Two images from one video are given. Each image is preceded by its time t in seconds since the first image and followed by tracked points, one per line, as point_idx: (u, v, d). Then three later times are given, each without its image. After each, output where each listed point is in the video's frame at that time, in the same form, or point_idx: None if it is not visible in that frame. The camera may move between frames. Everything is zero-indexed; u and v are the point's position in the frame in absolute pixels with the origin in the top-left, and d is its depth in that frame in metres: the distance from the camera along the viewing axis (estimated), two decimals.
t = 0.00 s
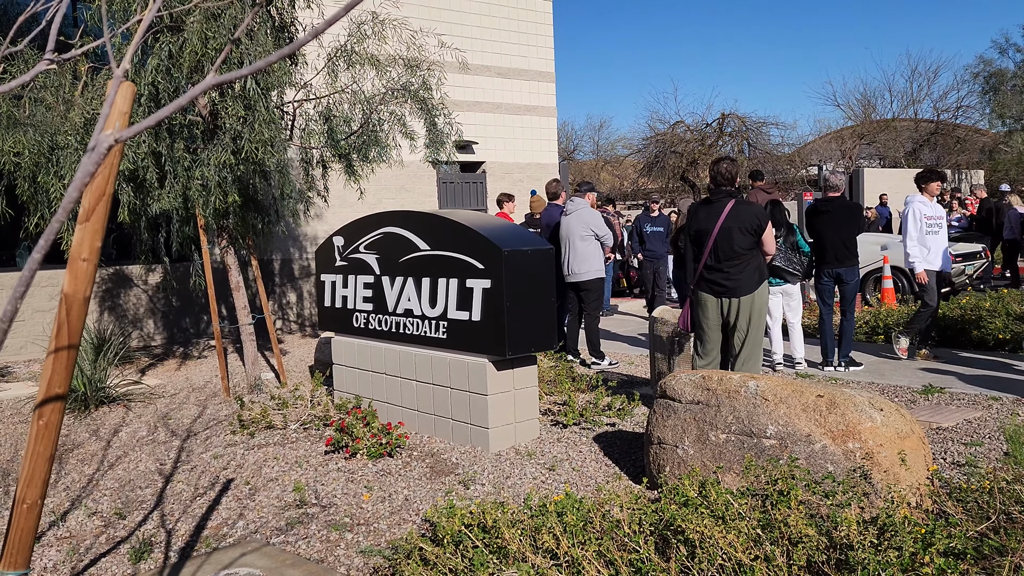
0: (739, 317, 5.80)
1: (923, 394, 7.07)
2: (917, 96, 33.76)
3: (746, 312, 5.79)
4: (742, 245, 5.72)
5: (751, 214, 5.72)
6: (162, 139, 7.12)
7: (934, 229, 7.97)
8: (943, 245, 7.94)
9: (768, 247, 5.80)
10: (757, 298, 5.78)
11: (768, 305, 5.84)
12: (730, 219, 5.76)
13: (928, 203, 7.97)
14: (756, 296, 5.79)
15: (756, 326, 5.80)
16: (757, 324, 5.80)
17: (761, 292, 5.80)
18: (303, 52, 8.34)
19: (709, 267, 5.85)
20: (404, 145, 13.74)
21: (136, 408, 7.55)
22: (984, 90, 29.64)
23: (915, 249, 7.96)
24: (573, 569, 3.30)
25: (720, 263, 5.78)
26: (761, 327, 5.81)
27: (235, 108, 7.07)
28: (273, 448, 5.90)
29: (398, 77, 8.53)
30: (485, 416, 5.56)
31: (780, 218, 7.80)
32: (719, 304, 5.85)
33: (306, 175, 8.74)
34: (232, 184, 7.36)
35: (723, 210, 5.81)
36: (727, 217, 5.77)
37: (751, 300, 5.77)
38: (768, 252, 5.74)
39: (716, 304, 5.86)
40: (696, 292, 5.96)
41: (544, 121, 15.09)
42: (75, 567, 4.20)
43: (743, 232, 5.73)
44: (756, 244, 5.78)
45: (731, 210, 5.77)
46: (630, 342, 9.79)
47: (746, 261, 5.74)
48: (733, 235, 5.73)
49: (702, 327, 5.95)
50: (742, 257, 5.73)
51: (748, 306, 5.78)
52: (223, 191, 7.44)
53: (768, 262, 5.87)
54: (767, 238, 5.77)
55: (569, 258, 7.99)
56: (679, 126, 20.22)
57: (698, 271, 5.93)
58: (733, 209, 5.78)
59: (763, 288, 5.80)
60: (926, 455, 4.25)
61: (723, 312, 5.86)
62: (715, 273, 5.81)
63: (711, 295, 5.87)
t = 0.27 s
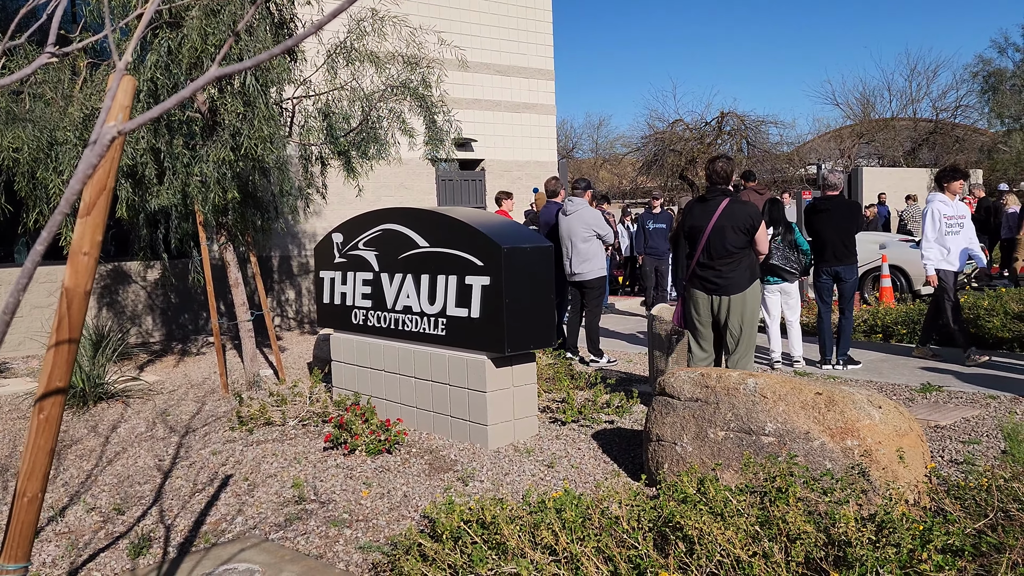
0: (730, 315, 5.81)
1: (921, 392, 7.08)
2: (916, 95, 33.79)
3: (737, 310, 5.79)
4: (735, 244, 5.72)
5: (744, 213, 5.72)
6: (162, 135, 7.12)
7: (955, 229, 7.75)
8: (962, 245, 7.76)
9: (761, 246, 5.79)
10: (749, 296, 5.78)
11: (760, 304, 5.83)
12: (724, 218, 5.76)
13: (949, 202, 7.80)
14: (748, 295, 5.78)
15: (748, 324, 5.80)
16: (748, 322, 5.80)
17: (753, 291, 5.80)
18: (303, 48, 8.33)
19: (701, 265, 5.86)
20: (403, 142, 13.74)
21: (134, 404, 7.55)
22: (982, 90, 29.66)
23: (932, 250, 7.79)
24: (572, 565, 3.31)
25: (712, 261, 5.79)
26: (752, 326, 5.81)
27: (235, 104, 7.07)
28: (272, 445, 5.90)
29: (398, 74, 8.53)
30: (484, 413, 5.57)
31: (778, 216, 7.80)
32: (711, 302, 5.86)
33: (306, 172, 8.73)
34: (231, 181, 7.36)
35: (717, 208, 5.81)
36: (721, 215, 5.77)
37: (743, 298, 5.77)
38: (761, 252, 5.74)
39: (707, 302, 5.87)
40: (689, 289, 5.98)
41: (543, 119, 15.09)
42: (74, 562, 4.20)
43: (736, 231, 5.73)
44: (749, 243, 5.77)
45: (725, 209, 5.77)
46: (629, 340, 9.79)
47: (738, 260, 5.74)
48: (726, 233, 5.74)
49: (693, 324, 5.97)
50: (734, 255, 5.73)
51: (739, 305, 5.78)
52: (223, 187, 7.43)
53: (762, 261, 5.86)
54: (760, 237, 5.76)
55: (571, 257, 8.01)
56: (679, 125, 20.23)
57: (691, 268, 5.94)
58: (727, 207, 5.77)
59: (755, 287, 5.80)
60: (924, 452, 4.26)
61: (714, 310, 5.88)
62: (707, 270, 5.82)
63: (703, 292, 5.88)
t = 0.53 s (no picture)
0: (726, 315, 5.80)
1: (924, 393, 7.07)
2: (920, 96, 33.76)
3: (733, 310, 5.78)
4: (732, 244, 5.72)
5: (741, 213, 5.72)
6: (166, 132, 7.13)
7: (984, 228, 7.60)
8: (994, 245, 7.61)
9: (759, 247, 5.78)
10: (745, 297, 5.77)
11: (757, 305, 5.82)
12: (721, 217, 5.77)
13: (977, 202, 7.63)
14: (744, 295, 5.77)
15: (744, 324, 5.78)
16: (744, 323, 5.78)
17: (750, 291, 5.78)
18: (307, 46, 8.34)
19: (698, 265, 5.87)
20: (406, 140, 13.75)
21: (136, 401, 7.56)
22: (986, 91, 29.62)
23: (963, 252, 7.63)
24: (573, 563, 3.31)
25: (708, 261, 5.80)
26: (749, 326, 5.79)
27: (239, 101, 7.07)
28: (274, 442, 5.91)
29: (401, 72, 8.53)
30: (486, 411, 5.57)
31: (779, 216, 7.83)
32: (707, 301, 5.87)
33: (309, 169, 8.74)
34: (235, 178, 7.36)
35: (716, 208, 5.82)
36: (719, 215, 5.78)
37: (739, 298, 5.76)
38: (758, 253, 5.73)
39: (704, 301, 5.88)
40: (686, 288, 5.99)
41: (546, 118, 15.10)
42: (77, 558, 4.21)
43: (733, 231, 5.74)
44: (747, 244, 5.77)
45: (723, 209, 5.78)
46: (631, 339, 9.80)
47: (734, 260, 5.74)
48: (723, 233, 5.75)
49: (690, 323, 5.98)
50: (731, 255, 5.73)
51: (735, 305, 5.77)
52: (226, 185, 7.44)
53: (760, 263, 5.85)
54: (758, 238, 5.75)
55: (577, 257, 7.98)
56: (682, 124, 20.22)
57: (688, 267, 5.95)
58: (725, 207, 5.78)
59: (752, 288, 5.79)
60: (927, 453, 4.26)
61: (711, 309, 5.87)
62: (704, 270, 5.83)
63: (699, 292, 5.88)
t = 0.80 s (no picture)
0: (729, 316, 5.79)
1: (931, 395, 7.05)
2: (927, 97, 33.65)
3: (737, 311, 5.77)
4: (735, 244, 5.71)
5: (744, 214, 5.70)
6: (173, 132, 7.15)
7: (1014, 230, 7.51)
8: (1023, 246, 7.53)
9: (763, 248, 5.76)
10: (748, 297, 5.75)
11: (761, 306, 5.79)
12: (724, 218, 5.75)
13: (1010, 202, 7.48)
14: (747, 296, 5.75)
15: (747, 325, 5.77)
16: (747, 324, 5.77)
17: (753, 292, 5.76)
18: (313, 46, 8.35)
19: (702, 265, 5.87)
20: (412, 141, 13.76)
21: (143, 400, 7.58)
22: (994, 91, 29.51)
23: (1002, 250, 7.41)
24: (577, 564, 3.31)
25: (712, 261, 5.79)
26: (753, 327, 5.78)
27: (246, 102, 7.09)
28: (279, 441, 5.92)
29: (408, 73, 8.53)
30: (491, 412, 5.57)
31: (786, 218, 7.80)
32: (711, 302, 5.86)
33: (315, 169, 8.75)
34: (241, 178, 7.38)
35: (719, 209, 5.81)
36: (722, 215, 5.76)
37: (742, 299, 5.75)
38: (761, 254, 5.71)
39: (707, 302, 5.88)
40: (690, 289, 5.99)
41: (552, 119, 15.09)
42: (83, 557, 4.22)
43: (736, 231, 5.72)
44: (750, 244, 5.75)
45: (726, 209, 5.76)
46: (637, 340, 9.79)
47: (738, 260, 5.72)
48: (726, 234, 5.73)
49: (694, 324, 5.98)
50: (734, 256, 5.72)
51: (738, 306, 5.75)
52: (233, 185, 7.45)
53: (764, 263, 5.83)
54: (761, 239, 5.73)
55: (585, 258, 7.97)
56: (688, 125, 20.18)
57: (692, 268, 5.95)
58: (728, 208, 5.76)
59: (756, 288, 5.77)
60: (933, 455, 4.24)
61: (715, 310, 5.87)
62: (707, 270, 5.82)
63: (703, 292, 5.88)
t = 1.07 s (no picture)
0: (733, 322, 5.79)
1: (931, 402, 7.04)
2: (928, 104, 33.70)
3: (740, 317, 5.77)
4: (737, 250, 5.70)
5: (746, 220, 5.68)
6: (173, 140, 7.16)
7: None
8: None
9: (766, 254, 5.75)
10: (752, 303, 5.74)
11: (765, 310, 5.79)
12: (726, 224, 5.74)
13: None
14: (751, 301, 5.75)
15: (751, 331, 5.77)
16: (751, 329, 5.77)
17: (757, 297, 5.76)
18: (313, 54, 8.38)
19: (705, 271, 5.87)
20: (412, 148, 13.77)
21: (142, 407, 7.58)
22: (995, 99, 29.56)
23: None
24: (575, 572, 3.30)
25: (715, 267, 5.79)
26: (757, 332, 5.78)
27: (246, 110, 7.11)
28: (278, 449, 5.91)
29: (408, 81, 8.55)
30: (490, 419, 5.56)
31: (787, 225, 7.77)
32: (715, 308, 5.86)
33: (315, 177, 8.76)
34: (241, 186, 7.39)
35: (721, 214, 5.79)
36: (723, 221, 5.75)
37: (745, 305, 5.75)
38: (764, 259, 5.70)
39: (711, 308, 5.88)
40: (693, 295, 5.99)
41: (552, 126, 15.11)
42: (80, 565, 4.21)
43: (738, 237, 5.71)
44: (753, 249, 5.74)
45: (727, 215, 5.75)
46: (637, 347, 9.78)
47: (740, 266, 5.72)
48: (728, 239, 5.73)
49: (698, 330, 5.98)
50: (736, 262, 5.71)
51: (742, 311, 5.75)
52: (233, 193, 7.46)
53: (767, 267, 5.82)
54: (764, 244, 5.71)
55: (585, 265, 7.97)
56: (689, 132, 20.20)
57: (695, 274, 5.95)
58: (730, 214, 5.75)
59: (759, 294, 5.76)
60: (932, 462, 4.24)
61: (718, 316, 5.87)
62: (710, 276, 5.82)
63: (706, 298, 5.88)
